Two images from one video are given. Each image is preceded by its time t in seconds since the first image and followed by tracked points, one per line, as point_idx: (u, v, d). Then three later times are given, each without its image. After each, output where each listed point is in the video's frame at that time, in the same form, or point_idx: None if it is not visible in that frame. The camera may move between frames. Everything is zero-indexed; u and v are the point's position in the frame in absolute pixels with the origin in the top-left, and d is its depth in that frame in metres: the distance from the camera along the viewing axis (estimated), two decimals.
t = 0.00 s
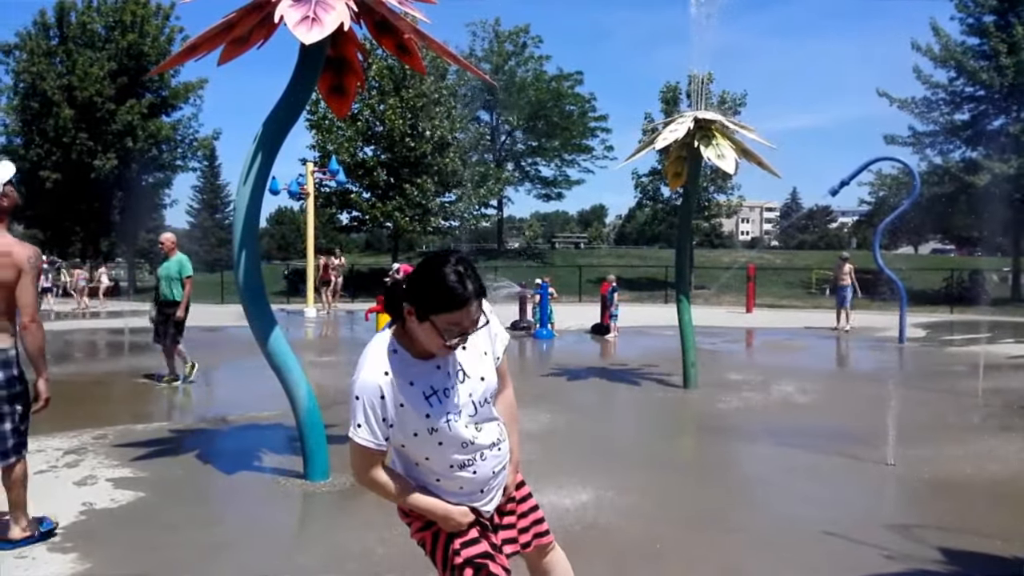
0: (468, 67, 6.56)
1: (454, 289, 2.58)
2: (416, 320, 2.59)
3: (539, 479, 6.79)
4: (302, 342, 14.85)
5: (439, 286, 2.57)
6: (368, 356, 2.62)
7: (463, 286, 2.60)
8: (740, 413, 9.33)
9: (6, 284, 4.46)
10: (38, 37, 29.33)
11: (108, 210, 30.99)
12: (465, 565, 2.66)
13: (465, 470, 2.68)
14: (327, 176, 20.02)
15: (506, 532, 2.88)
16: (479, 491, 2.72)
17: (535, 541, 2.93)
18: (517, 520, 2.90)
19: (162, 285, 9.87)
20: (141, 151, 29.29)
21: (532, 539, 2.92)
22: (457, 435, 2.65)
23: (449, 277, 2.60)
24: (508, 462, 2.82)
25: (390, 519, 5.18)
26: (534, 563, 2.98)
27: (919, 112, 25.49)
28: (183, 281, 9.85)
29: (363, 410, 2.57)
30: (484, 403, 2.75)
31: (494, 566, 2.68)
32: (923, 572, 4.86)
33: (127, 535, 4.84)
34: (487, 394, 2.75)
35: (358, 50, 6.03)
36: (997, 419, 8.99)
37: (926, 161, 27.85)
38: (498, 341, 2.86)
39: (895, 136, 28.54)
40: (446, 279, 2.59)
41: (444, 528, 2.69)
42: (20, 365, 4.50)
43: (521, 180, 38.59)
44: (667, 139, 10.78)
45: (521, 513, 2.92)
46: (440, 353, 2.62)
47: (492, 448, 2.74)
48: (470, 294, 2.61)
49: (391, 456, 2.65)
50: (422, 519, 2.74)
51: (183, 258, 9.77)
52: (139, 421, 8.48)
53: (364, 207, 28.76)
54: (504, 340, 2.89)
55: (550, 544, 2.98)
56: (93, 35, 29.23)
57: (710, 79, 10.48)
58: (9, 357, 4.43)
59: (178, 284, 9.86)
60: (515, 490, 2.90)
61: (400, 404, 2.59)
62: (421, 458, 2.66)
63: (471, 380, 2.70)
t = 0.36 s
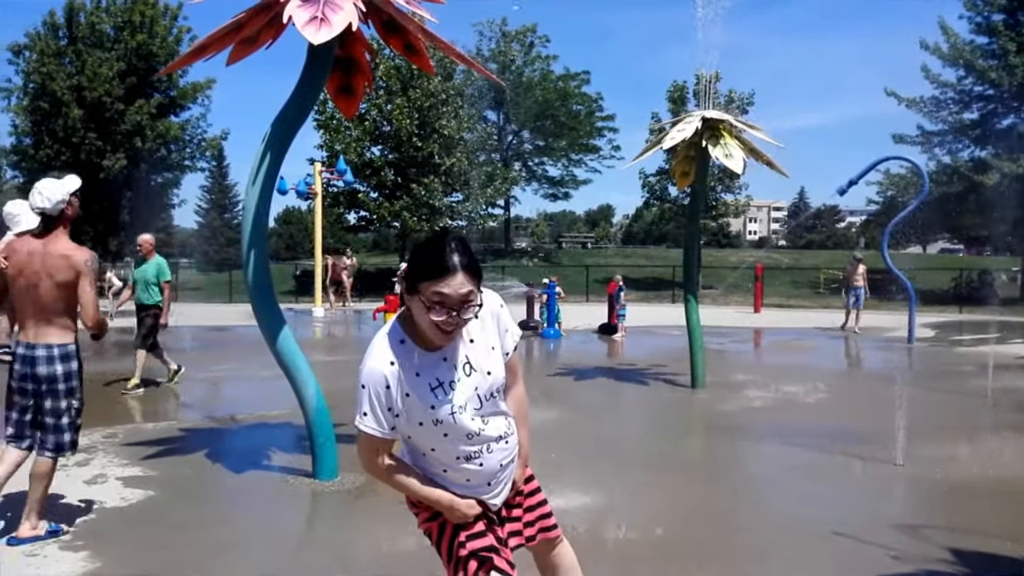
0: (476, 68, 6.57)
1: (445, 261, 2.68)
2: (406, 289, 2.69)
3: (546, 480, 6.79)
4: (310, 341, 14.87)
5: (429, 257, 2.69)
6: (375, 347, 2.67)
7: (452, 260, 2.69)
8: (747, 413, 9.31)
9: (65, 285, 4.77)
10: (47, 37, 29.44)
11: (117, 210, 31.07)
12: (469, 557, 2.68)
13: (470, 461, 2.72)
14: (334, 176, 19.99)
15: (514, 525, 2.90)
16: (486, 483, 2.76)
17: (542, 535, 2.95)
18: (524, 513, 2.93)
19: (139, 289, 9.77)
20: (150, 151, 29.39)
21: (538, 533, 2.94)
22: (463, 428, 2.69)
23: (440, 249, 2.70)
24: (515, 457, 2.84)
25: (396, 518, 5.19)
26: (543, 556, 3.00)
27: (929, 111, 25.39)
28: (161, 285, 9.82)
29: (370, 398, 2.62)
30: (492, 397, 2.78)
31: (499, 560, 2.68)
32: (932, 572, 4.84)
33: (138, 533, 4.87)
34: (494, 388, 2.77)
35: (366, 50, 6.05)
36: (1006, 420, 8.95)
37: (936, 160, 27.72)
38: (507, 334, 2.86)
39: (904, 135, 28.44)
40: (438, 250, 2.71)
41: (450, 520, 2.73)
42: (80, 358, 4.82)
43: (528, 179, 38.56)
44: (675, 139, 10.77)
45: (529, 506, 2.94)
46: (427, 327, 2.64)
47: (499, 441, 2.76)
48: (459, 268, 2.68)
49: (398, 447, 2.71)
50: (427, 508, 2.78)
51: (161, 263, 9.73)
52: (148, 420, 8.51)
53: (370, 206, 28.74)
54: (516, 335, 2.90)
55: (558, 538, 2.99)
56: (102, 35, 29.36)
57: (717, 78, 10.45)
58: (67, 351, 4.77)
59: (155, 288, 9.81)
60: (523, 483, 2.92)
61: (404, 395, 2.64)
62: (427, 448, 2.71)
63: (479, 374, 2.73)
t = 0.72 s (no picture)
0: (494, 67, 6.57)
1: (465, 255, 2.70)
2: (427, 284, 2.71)
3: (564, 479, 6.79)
4: (329, 340, 14.95)
5: (450, 251, 2.71)
6: (396, 343, 2.69)
7: (473, 253, 2.71)
8: (766, 413, 9.28)
9: (135, 285, 5.05)
10: (69, 38, 29.75)
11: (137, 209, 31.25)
12: (490, 554, 2.71)
13: (491, 458, 2.73)
14: (351, 175, 20.02)
15: (537, 520, 2.90)
16: (507, 480, 2.76)
17: (567, 530, 2.95)
18: (547, 508, 2.92)
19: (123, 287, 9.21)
20: (169, 151, 29.63)
21: (563, 528, 2.94)
22: (483, 425, 2.70)
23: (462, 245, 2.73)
24: (537, 454, 2.84)
25: (417, 515, 5.20)
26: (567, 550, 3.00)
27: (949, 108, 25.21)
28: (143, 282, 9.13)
29: (392, 395, 2.64)
30: (511, 394, 2.77)
31: (520, 557, 2.71)
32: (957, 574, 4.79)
33: (162, 530, 4.91)
34: (514, 385, 2.76)
35: (385, 49, 6.07)
36: None
37: (956, 158, 27.47)
38: (527, 330, 2.85)
39: (924, 133, 28.22)
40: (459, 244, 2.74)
41: (471, 517, 2.74)
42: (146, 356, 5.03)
43: (545, 178, 38.54)
44: (693, 136, 10.71)
45: (552, 501, 2.94)
46: (447, 321, 2.65)
47: (519, 438, 2.76)
48: (479, 261, 2.70)
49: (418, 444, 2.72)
50: (449, 506, 2.80)
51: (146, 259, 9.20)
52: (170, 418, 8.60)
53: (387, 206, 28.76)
54: (536, 331, 2.90)
55: (583, 533, 3.00)
56: (122, 36, 29.65)
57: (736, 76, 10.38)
58: (134, 347, 4.99)
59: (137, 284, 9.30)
60: (545, 480, 2.91)
61: (426, 391, 2.65)
62: (449, 445, 2.72)
63: (499, 370, 2.73)
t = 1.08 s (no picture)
0: (511, 66, 6.57)
1: (502, 255, 2.62)
2: (459, 280, 2.65)
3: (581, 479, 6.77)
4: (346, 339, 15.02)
5: (482, 249, 2.62)
6: (413, 327, 2.69)
7: (510, 253, 2.64)
8: (785, 412, 9.23)
9: (210, 283, 5.32)
10: (89, 39, 30.02)
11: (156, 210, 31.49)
12: (501, 543, 2.72)
13: (505, 446, 2.73)
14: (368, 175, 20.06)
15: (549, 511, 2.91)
16: (520, 470, 2.77)
17: (577, 523, 2.94)
18: (559, 499, 2.92)
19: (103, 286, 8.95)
20: (189, 151, 29.88)
21: (573, 521, 2.93)
22: (497, 411, 2.71)
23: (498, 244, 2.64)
24: (549, 443, 2.85)
25: (434, 514, 5.21)
26: (577, 544, 3.00)
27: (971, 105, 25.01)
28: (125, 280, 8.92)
29: (408, 376, 2.64)
30: (525, 381, 2.79)
31: (529, 547, 2.72)
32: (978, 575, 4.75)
33: (182, 526, 4.93)
34: (528, 372, 2.77)
35: (402, 48, 6.09)
36: None
37: (977, 156, 27.20)
38: (542, 318, 2.85)
39: (944, 130, 28.00)
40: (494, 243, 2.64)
41: (484, 505, 2.75)
42: (224, 347, 5.32)
43: (561, 177, 38.53)
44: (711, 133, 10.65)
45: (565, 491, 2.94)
46: (477, 318, 2.65)
47: (533, 427, 2.78)
48: (513, 261, 2.63)
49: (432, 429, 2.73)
50: (461, 493, 2.81)
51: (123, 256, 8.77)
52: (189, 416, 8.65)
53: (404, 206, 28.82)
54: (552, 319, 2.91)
55: (593, 527, 2.99)
56: (142, 37, 29.91)
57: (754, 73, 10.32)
58: (209, 340, 5.28)
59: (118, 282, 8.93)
60: (557, 471, 2.91)
61: (441, 375, 2.66)
62: (463, 430, 2.73)
63: (514, 356, 2.75)
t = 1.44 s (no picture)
0: (523, 64, 6.58)
1: (513, 265, 2.58)
2: (469, 287, 2.61)
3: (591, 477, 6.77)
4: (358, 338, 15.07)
5: (490, 258, 2.58)
6: (418, 316, 2.68)
7: (523, 262, 2.61)
8: (797, 412, 9.20)
9: (280, 277, 5.39)
10: (103, 41, 30.23)
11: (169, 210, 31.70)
12: (499, 532, 2.72)
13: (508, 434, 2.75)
14: (378, 174, 20.09)
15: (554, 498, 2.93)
16: (523, 457, 2.79)
17: (579, 510, 2.97)
18: (562, 487, 2.95)
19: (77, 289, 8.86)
20: (202, 151, 30.05)
21: (576, 507, 2.96)
22: (502, 401, 2.72)
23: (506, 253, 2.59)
24: (552, 431, 2.87)
25: (445, 511, 5.21)
26: (580, 531, 3.03)
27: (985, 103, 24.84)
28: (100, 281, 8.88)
29: (412, 366, 2.63)
30: (530, 369, 2.82)
31: (526, 537, 2.73)
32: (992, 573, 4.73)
33: (195, 521, 4.95)
34: (532, 361, 2.81)
35: (414, 47, 6.11)
36: None
37: (991, 155, 27.04)
38: (547, 307, 2.89)
39: (957, 129, 27.83)
40: (503, 254, 2.59)
41: (484, 493, 2.75)
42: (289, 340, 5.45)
43: (571, 177, 38.51)
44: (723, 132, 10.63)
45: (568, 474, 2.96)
46: (484, 316, 2.64)
47: (537, 414, 2.80)
48: (525, 269, 2.60)
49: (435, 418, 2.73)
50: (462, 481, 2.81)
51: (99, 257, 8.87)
52: (202, 415, 8.69)
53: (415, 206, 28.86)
54: (557, 307, 2.93)
55: (595, 513, 3.02)
56: (155, 38, 30.08)
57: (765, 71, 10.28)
58: (276, 333, 5.41)
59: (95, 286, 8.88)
60: (561, 458, 2.93)
61: (444, 366, 2.65)
62: (468, 418, 2.73)
63: (519, 346, 2.76)
